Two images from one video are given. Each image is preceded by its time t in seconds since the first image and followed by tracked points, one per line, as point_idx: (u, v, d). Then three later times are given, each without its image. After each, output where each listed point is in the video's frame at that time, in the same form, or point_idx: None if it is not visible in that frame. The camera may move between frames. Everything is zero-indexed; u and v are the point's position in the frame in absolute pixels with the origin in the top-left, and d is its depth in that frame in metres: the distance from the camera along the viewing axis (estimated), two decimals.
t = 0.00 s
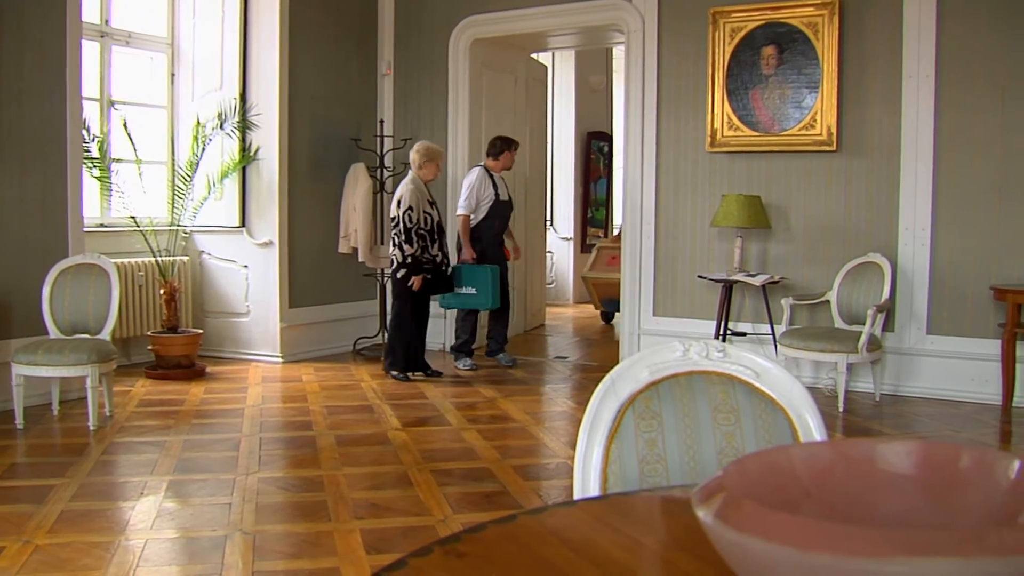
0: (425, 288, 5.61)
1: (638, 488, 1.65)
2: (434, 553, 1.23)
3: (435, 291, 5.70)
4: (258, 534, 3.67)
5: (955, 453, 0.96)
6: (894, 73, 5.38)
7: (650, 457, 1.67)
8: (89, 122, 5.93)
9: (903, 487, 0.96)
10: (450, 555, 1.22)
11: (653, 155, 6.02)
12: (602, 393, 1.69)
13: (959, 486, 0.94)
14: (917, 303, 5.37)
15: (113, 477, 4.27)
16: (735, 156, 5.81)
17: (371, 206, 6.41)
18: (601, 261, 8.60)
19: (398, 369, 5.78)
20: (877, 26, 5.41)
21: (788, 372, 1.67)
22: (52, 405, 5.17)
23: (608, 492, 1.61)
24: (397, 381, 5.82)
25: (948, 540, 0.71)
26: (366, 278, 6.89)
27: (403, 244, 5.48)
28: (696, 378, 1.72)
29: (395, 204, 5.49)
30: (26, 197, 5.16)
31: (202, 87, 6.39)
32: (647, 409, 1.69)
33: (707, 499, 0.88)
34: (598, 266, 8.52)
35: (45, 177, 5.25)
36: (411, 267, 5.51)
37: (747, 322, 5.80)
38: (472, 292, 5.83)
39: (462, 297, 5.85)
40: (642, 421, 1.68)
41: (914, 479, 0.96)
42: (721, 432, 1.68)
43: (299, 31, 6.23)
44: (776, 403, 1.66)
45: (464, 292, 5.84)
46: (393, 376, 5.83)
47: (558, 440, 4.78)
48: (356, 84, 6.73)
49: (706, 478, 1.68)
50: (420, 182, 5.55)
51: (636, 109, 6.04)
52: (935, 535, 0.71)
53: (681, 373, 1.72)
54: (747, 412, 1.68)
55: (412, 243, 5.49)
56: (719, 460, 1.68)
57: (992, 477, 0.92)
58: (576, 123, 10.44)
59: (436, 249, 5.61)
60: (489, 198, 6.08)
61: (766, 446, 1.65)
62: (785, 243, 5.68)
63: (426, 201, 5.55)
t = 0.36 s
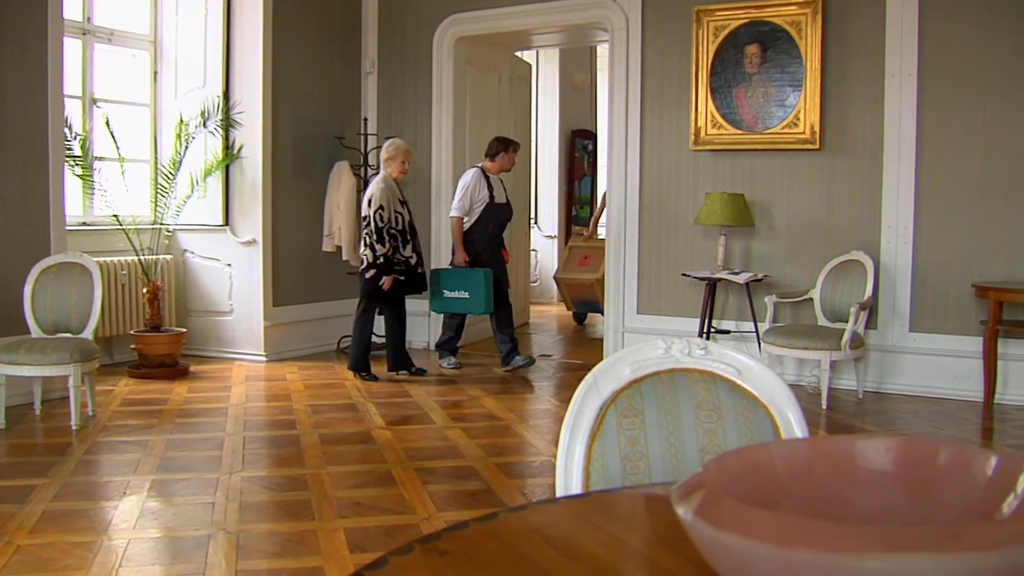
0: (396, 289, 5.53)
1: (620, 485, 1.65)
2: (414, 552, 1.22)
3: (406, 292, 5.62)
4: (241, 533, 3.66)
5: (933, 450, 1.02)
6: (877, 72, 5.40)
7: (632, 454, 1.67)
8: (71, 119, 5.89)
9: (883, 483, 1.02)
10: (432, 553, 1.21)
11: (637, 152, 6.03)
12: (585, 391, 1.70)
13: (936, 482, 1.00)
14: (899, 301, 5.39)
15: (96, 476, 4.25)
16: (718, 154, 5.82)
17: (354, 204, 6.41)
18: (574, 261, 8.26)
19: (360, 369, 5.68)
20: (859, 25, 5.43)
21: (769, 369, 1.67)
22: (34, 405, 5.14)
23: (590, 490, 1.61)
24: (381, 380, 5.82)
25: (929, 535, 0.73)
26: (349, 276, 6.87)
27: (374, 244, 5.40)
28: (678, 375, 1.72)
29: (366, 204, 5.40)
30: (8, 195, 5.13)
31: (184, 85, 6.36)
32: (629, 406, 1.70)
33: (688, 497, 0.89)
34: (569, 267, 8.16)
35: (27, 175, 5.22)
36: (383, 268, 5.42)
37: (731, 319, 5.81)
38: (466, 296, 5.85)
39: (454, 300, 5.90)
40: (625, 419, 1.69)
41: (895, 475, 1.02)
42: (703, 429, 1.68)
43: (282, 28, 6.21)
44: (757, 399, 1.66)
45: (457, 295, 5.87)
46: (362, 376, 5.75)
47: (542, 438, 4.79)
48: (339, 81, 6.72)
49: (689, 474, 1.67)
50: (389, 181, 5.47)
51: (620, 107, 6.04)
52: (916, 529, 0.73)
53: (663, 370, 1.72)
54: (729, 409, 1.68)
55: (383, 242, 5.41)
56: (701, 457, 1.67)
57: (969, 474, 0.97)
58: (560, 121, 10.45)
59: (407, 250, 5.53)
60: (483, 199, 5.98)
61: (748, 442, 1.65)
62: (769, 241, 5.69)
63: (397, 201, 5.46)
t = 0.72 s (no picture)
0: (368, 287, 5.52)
1: (602, 482, 1.65)
2: (395, 550, 1.22)
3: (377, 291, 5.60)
4: (225, 532, 3.65)
5: (911, 447, 1.05)
6: (859, 69, 5.42)
7: (614, 451, 1.68)
8: (53, 117, 5.86)
9: (862, 478, 1.04)
10: (412, 551, 1.22)
11: (621, 149, 6.03)
12: (567, 387, 1.69)
13: (915, 478, 1.02)
14: (882, 299, 5.42)
15: (78, 475, 4.23)
16: (701, 152, 5.83)
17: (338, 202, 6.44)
18: (548, 259, 7.99)
19: (344, 369, 5.68)
20: (843, 23, 5.46)
21: (750, 366, 1.68)
22: (15, 404, 5.11)
23: (572, 486, 1.61)
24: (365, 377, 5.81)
25: (909, 530, 0.75)
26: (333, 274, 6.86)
27: (344, 243, 5.33)
28: (660, 372, 1.73)
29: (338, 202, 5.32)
30: None
31: (167, 82, 6.35)
32: (611, 403, 1.70)
33: (666, 492, 0.91)
34: (542, 266, 7.91)
35: (9, 173, 5.19)
36: (353, 268, 5.39)
37: (714, 317, 5.83)
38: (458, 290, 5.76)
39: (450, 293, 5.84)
40: (607, 416, 1.69)
41: (873, 471, 1.04)
42: (685, 426, 1.68)
43: (265, 25, 6.19)
44: (738, 396, 1.67)
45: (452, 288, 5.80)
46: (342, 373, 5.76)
47: (526, 436, 4.79)
48: (323, 79, 6.70)
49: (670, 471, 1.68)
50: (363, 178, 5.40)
51: (604, 104, 6.05)
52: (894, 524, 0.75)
53: (645, 367, 1.72)
54: (710, 406, 1.68)
55: (353, 241, 5.34)
56: (682, 453, 1.68)
57: (948, 468, 0.99)
58: (544, 118, 10.45)
59: (379, 249, 5.49)
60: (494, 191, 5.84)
61: (729, 439, 1.66)
62: (752, 238, 5.71)
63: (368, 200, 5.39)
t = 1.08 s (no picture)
0: (350, 286, 5.51)
1: (582, 478, 1.65)
2: (375, 547, 1.22)
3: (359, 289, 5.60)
4: (207, 531, 3.64)
5: (887, 442, 1.09)
6: (840, 67, 5.45)
7: (594, 448, 1.68)
8: (32, 114, 5.82)
9: (841, 474, 1.07)
10: (392, 547, 1.22)
11: (604, 147, 6.04)
12: (548, 384, 1.69)
13: (893, 474, 1.06)
14: (863, 295, 5.45)
15: (59, 474, 4.21)
16: (684, 149, 5.85)
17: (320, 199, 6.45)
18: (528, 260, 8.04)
19: (328, 367, 5.66)
20: (825, 21, 5.47)
21: (730, 362, 1.68)
22: None
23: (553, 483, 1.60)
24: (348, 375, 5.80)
25: (888, 526, 0.79)
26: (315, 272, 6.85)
27: (326, 240, 5.33)
28: (640, 368, 1.73)
29: (318, 199, 5.31)
30: None
31: (148, 79, 6.32)
32: (592, 400, 1.70)
33: (645, 491, 0.94)
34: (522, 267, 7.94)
35: None
36: (335, 266, 5.39)
37: (697, 314, 5.85)
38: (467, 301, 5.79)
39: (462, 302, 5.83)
40: (588, 413, 1.69)
41: (850, 465, 1.08)
42: (665, 422, 1.69)
43: (246, 22, 6.17)
44: (719, 392, 1.67)
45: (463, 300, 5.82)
46: (326, 372, 5.74)
47: (509, 433, 4.79)
48: (305, 75, 6.68)
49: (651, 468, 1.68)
50: (342, 176, 5.40)
51: (586, 102, 6.06)
52: (872, 521, 0.79)
53: (626, 364, 1.73)
54: (691, 403, 1.69)
55: (335, 239, 5.34)
56: (664, 450, 1.68)
57: (925, 465, 1.04)
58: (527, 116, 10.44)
59: (361, 246, 5.51)
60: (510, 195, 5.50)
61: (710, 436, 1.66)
62: (734, 235, 5.73)
63: (350, 199, 5.41)
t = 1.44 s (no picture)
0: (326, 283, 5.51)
1: (560, 476, 1.64)
2: (350, 544, 1.19)
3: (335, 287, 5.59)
4: (185, 530, 3.62)
5: (860, 438, 1.08)
6: (819, 65, 5.47)
7: (571, 444, 1.67)
8: (7, 111, 5.77)
9: (813, 469, 1.06)
10: (366, 545, 1.19)
11: (583, 144, 6.05)
12: (524, 381, 1.67)
13: (866, 469, 1.05)
14: (841, 292, 5.48)
15: (35, 474, 4.18)
16: (663, 146, 5.86)
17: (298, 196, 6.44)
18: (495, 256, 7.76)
19: (307, 365, 5.65)
20: (804, 19, 5.50)
21: (706, 358, 1.68)
22: None
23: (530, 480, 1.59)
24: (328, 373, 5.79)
25: (858, 519, 0.78)
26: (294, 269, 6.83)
27: (303, 237, 5.29)
28: (617, 366, 1.72)
29: (295, 196, 5.29)
30: None
31: (125, 76, 6.29)
32: (568, 397, 1.69)
33: (620, 488, 0.93)
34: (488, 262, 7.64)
35: None
36: (311, 264, 5.35)
37: (675, 311, 5.87)
38: (495, 300, 5.39)
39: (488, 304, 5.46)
40: (565, 409, 1.68)
41: (823, 461, 1.07)
42: (642, 419, 1.68)
43: (224, 19, 6.14)
44: (695, 388, 1.67)
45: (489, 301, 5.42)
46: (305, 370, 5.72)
47: (487, 430, 4.80)
48: (283, 72, 6.66)
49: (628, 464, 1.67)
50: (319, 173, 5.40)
51: (565, 99, 6.06)
52: (843, 515, 0.78)
53: (602, 361, 1.72)
54: (667, 399, 1.69)
55: (312, 236, 5.31)
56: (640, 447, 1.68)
57: (896, 461, 1.03)
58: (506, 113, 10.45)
59: (337, 243, 5.51)
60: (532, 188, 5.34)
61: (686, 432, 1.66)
62: (713, 232, 5.75)
63: (326, 195, 5.39)
